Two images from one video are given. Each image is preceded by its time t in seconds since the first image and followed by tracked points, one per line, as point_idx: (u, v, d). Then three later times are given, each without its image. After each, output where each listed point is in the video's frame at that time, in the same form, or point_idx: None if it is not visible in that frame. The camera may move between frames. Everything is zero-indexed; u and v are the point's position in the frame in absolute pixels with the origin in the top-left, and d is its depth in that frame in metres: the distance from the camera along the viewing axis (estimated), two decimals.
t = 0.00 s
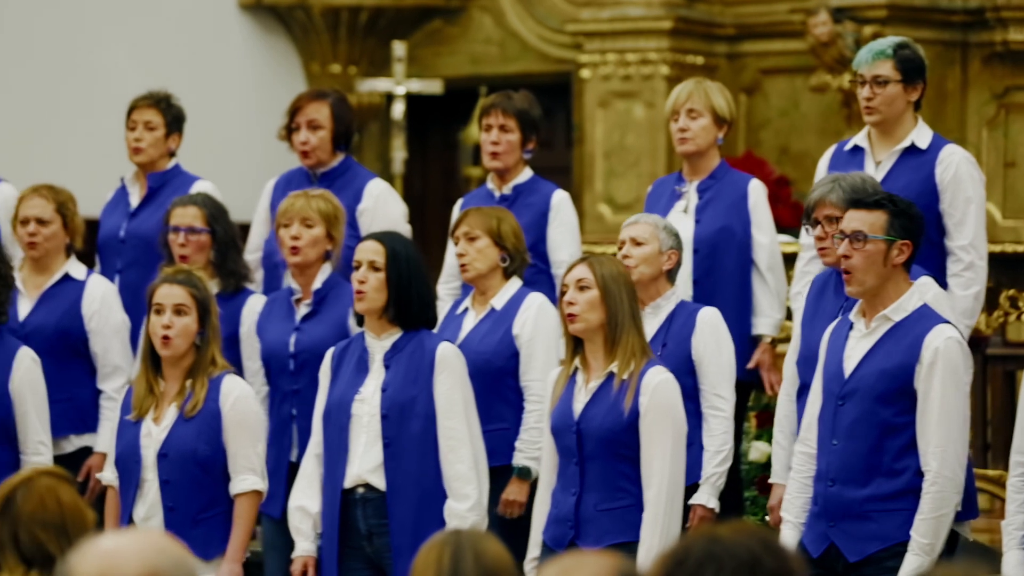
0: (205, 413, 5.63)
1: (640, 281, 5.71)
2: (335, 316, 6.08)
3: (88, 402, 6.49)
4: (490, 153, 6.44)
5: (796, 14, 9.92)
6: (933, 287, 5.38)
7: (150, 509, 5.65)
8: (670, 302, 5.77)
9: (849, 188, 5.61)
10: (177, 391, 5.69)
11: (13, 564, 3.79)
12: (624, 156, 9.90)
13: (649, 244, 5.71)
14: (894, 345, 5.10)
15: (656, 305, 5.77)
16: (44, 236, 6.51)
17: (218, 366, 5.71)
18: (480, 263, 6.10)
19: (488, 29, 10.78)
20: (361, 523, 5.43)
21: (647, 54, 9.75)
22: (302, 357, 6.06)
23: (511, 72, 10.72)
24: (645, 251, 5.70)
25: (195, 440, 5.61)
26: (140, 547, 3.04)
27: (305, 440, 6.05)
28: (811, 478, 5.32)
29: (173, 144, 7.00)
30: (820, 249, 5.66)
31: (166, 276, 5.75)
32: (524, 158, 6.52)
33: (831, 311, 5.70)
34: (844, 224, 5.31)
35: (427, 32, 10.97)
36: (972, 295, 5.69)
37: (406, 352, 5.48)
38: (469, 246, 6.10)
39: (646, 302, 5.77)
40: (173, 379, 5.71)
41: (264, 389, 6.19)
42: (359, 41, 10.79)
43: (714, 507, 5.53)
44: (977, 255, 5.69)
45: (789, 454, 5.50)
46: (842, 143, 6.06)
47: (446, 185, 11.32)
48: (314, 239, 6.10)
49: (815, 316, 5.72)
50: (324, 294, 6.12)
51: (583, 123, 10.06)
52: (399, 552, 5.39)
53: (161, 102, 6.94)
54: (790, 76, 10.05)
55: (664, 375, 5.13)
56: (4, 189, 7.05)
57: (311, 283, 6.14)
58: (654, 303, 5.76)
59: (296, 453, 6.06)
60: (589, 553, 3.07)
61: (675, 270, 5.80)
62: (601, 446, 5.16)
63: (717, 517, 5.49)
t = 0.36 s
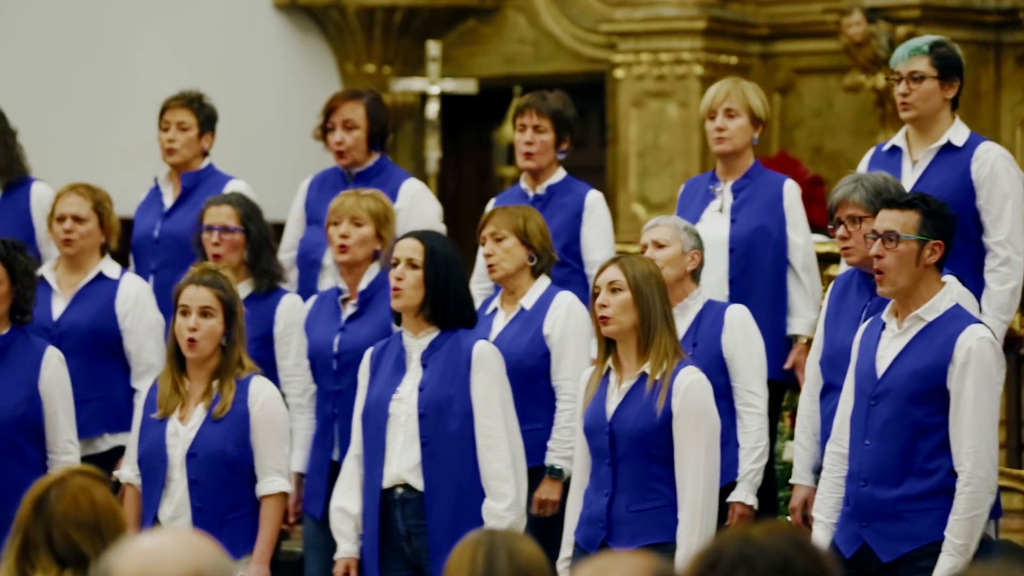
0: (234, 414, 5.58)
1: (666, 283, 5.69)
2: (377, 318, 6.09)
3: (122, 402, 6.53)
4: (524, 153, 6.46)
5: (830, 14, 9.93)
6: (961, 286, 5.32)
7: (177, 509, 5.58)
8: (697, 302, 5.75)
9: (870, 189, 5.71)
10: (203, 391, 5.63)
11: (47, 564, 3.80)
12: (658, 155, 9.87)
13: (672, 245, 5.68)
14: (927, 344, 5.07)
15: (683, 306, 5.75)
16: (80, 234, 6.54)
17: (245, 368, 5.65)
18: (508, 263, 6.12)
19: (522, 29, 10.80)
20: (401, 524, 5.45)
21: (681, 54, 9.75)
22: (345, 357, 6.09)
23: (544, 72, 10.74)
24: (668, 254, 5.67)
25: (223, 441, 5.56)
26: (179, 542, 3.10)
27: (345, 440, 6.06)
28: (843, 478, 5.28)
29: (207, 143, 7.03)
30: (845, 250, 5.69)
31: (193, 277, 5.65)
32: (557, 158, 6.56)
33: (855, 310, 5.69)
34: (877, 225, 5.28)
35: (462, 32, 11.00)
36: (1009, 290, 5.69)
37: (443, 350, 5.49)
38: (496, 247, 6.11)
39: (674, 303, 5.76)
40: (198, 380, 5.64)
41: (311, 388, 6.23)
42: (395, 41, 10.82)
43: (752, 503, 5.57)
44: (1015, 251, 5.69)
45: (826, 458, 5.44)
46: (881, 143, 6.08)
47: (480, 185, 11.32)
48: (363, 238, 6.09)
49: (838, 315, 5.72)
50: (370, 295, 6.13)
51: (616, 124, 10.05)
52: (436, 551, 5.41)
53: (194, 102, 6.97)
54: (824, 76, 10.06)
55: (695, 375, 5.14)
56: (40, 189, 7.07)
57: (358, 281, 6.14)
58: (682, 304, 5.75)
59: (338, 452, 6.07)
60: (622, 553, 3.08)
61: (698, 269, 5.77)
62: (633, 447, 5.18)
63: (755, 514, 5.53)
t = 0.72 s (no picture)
0: (271, 412, 5.56)
1: (709, 284, 5.68)
2: (419, 319, 6.10)
3: (155, 401, 6.52)
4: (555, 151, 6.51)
5: (864, 13, 9.99)
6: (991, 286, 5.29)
7: (215, 509, 5.53)
8: (742, 302, 5.74)
9: (894, 189, 5.72)
10: (237, 391, 5.59)
11: (81, 564, 3.76)
12: (692, 155, 9.87)
13: (717, 245, 5.68)
14: (959, 344, 5.03)
15: (727, 306, 5.74)
16: (111, 233, 6.56)
17: (278, 367, 5.63)
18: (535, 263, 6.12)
19: (555, 29, 10.80)
20: (438, 524, 5.46)
21: (715, 54, 9.73)
22: (385, 358, 6.11)
23: (578, 71, 10.73)
24: (713, 253, 5.67)
25: (261, 440, 5.54)
26: (217, 547, 3.05)
27: (385, 439, 6.11)
28: (874, 479, 5.26)
29: (239, 144, 7.06)
30: (870, 253, 5.70)
31: (221, 279, 5.62)
32: (590, 157, 6.61)
33: (881, 312, 5.66)
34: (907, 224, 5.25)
35: (496, 32, 11.01)
36: None
37: (484, 350, 5.50)
38: (524, 246, 6.10)
39: (718, 303, 5.75)
40: (231, 380, 5.60)
41: (354, 386, 6.27)
42: (428, 42, 10.89)
43: (787, 508, 5.58)
44: None
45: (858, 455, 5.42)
46: (920, 143, 6.08)
47: (514, 185, 11.33)
48: (407, 241, 6.12)
49: (864, 316, 5.69)
50: (412, 295, 6.14)
51: (650, 123, 10.04)
52: (472, 548, 5.42)
53: (227, 102, 6.99)
54: (858, 76, 10.06)
55: (724, 376, 5.12)
56: (74, 189, 7.10)
57: (402, 282, 6.16)
58: (726, 304, 5.74)
59: (377, 451, 6.13)
60: (656, 553, 3.05)
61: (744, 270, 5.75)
62: (662, 446, 5.16)
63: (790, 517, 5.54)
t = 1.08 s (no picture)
0: (310, 412, 5.50)
1: (759, 283, 5.70)
2: (456, 317, 6.12)
3: (188, 400, 6.54)
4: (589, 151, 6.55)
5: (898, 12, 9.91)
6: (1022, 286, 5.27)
7: (257, 508, 5.47)
8: (792, 302, 5.74)
9: (922, 190, 5.69)
10: (277, 391, 5.55)
11: (113, 564, 3.77)
12: (724, 154, 9.88)
13: (769, 244, 5.68)
14: (992, 344, 5.01)
15: (777, 306, 5.75)
16: (144, 232, 6.57)
17: (317, 365, 5.58)
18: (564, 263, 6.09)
19: (588, 29, 10.79)
20: (473, 523, 5.46)
21: (748, 53, 9.72)
22: (420, 355, 6.13)
23: (612, 71, 10.73)
24: (765, 253, 5.67)
25: (302, 439, 5.47)
26: (252, 549, 2.98)
27: (418, 439, 6.10)
28: (907, 478, 5.24)
29: (271, 144, 7.08)
30: (901, 253, 5.67)
31: (255, 281, 5.60)
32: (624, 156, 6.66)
33: (909, 311, 5.65)
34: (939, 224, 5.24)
35: (529, 32, 11.01)
36: None
37: (523, 350, 5.51)
38: (550, 247, 6.08)
39: (768, 303, 5.76)
40: (271, 380, 5.56)
41: (386, 383, 6.34)
42: (461, 41, 10.89)
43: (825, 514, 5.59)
44: None
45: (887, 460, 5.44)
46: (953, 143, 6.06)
47: (547, 185, 11.34)
48: (444, 241, 6.10)
49: (893, 317, 5.67)
50: (450, 295, 6.14)
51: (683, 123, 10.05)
52: (507, 546, 5.42)
53: (260, 102, 7.01)
54: (892, 75, 10.06)
55: (748, 376, 5.08)
56: (108, 189, 7.14)
57: (440, 282, 6.16)
58: (775, 304, 5.74)
59: (410, 451, 6.12)
60: (687, 552, 3.03)
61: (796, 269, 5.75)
62: (687, 446, 5.14)
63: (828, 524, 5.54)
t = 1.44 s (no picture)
0: (349, 410, 5.50)
1: (792, 284, 5.72)
2: (489, 318, 6.16)
3: (220, 397, 6.55)
4: (624, 150, 6.62)
5: (933, 11, 9.91)
6: None
7: (300, 508, 5.50)
8: (822, 301, 5.74)
9: (969, 186, 5.71)
10: (317, 389, 5.57)
11: (149, 564, 3.78)
12: (758, 154, 9.87)
13: (803, 244, 5.71)
14: None
15: (806, 304, 5.75)
16: (176, 233, 6.58)
17: (357, 363, 5.57)
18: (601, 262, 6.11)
19: (622, 28, 10.77)
20: (502, 522, 5.39)
21: (781, 52, 9.73)
22: (453, 355, 6.17)
23: (646, 70, 10.69)
24: (797, 253, 5.70)
25: (339, 438, 5.47)
26: (285, 557, 2.97)
27: (451, 437, 6.18)
28: (942, 476, 5.21)
29: (303, 144, 7.09)
30: (940, 247, 5.67)
31: (298, 278, 5.64)
32: (659, 156, 6.70)
33: (945, 310, 5.65)
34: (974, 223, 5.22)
35: (563, 31, 11.01)
36: None
37: (553, 348, 5.43)
38: (586, 246, 6.10)
39: (798, 301, 5.77)
40: (312, 378, 5.59)
41: (417, 382, 6.26)
42: (495, 39, 10.88)
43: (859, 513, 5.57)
44: None
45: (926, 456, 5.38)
46: (983, 141, 6.07)
47: (580, 184, 11.35)
48: (478, 239, 6.16)
49: (928, 314, 5.67)
50: (484, 293, 6.20)
51: (717, 121, 10.07)
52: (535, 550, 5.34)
53: (292, 102, 7.03)
54: (927, 74, 10.05)
55: (768, 369, 5.09)
56: (143, 189, 7.17)
57: (473, 281, 6.22)
58: (805, 303, 5.75)
59: (442, 450, 6.19)
60: (721, 553, 3.03)
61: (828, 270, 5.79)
62: (712, 446, 5.14)
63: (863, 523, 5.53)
